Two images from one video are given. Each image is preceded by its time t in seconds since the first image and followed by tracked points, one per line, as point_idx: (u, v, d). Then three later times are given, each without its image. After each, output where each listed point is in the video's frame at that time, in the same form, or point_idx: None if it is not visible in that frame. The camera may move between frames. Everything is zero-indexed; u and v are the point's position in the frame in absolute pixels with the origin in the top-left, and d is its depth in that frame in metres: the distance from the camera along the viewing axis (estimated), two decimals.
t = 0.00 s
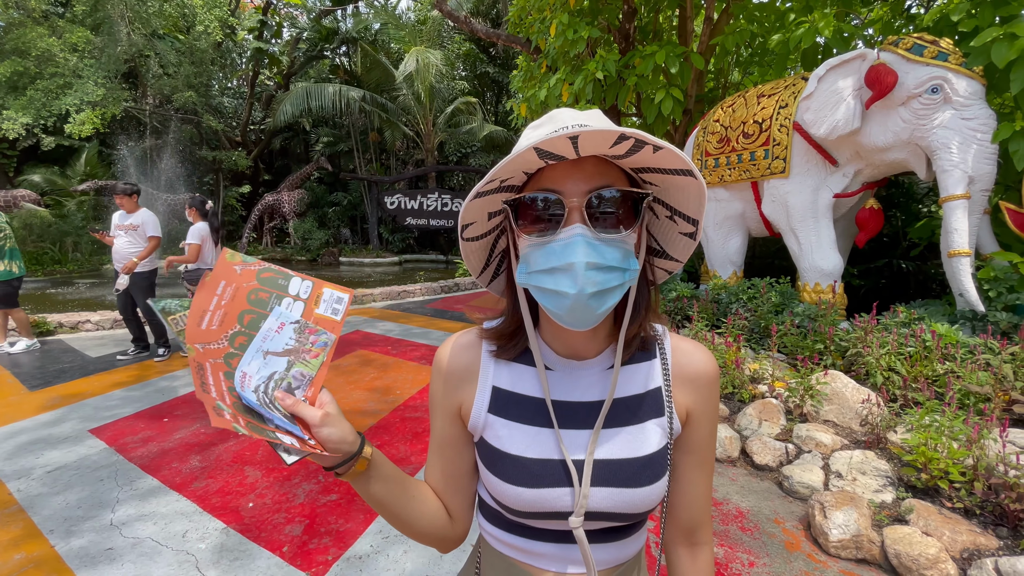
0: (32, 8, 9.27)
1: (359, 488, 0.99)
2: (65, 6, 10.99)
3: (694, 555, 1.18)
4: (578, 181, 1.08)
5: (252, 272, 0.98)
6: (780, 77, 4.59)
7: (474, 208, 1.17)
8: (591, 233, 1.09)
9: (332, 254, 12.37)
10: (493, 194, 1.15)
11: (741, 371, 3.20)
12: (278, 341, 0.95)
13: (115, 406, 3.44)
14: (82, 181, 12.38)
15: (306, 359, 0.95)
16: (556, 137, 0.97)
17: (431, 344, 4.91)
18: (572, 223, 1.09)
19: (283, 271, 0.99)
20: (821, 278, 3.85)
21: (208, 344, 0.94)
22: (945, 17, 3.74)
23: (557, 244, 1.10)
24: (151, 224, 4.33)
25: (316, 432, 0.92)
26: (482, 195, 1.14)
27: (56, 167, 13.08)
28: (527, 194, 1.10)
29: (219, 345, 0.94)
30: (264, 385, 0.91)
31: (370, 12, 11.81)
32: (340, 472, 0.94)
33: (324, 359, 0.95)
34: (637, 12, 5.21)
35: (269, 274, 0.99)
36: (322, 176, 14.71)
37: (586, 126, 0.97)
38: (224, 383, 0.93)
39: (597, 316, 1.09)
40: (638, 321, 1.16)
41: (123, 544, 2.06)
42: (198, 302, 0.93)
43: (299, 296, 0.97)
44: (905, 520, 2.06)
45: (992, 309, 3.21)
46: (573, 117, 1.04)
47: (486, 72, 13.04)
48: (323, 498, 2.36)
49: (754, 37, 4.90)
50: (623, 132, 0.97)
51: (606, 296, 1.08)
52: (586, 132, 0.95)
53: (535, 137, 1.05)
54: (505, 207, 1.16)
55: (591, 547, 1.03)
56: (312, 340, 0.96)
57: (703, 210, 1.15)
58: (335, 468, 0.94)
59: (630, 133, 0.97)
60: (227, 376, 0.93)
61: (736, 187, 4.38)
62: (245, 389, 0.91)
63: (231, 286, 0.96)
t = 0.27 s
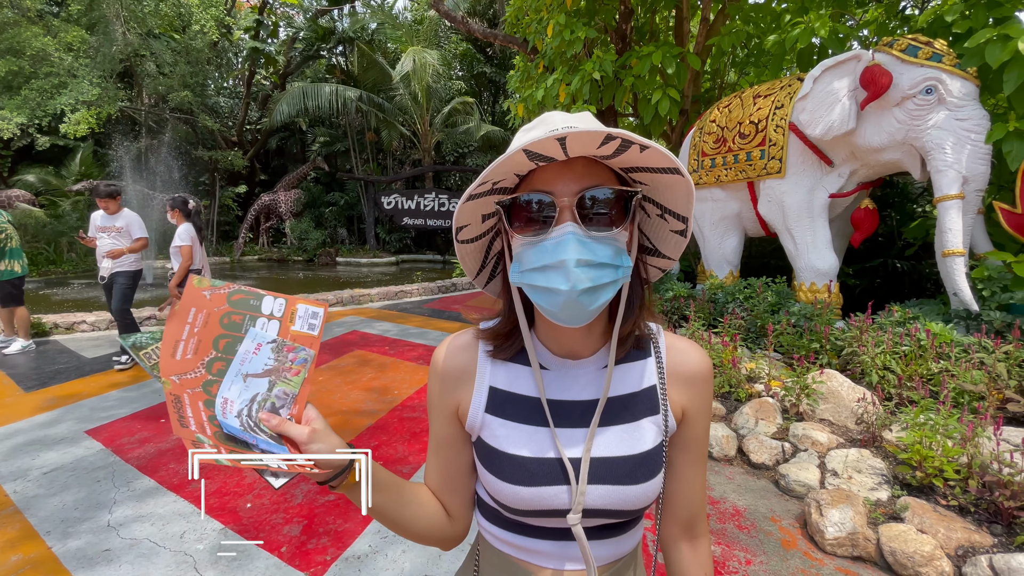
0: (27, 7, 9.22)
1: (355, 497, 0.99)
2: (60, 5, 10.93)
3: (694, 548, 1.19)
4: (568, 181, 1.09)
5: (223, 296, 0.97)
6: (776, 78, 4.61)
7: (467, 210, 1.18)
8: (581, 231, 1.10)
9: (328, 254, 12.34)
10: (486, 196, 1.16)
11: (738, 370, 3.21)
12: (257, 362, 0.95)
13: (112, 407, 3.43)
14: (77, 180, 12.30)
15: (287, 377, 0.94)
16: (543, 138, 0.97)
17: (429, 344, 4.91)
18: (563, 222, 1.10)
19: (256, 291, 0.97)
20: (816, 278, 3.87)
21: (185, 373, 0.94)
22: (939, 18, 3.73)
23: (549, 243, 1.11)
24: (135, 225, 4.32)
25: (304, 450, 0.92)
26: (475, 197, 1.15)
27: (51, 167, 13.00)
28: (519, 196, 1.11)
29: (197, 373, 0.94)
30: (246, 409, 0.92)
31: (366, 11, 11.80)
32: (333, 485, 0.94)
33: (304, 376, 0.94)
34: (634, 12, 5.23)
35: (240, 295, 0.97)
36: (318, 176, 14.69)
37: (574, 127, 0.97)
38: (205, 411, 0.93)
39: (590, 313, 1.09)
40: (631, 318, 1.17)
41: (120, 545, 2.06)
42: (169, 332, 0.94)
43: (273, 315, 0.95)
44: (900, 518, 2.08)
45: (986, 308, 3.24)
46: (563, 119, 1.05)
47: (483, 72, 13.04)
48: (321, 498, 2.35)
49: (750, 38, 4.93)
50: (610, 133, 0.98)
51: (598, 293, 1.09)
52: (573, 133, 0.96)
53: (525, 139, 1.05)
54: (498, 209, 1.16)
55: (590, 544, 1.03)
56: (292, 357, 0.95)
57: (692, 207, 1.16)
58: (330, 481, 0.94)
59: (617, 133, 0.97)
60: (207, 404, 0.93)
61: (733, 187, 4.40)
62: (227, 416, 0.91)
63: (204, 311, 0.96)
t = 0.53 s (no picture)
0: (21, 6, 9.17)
1: (359, 480, 1.01)
2: (54, 4, 10.87)
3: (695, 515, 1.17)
4: (568, 183, 1.10)
5: (275, 269, 1.03)
6: (771, 78, 4.64)
7: (469, 211, 1.18)
8: (582, 231, 1.11)
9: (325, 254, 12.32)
10: (488, 197, 1.16)
11: (734, 369, 3.24)
12: (291, 334, 0.97)
13: (109, 408, 3.42)
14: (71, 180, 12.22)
15: (317, 352, 0.97)
16: (548, 142, 0.99)
17: (426, 344, 4.91)
18: (564, 223, 1.11)
19: (305, 270, 1.04)
20: (812, 277, 3.90)
21: (228, 327, 0.98)
22: (933, 20, 3.78)
23: (550, 243, 1.11)
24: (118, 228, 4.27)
25: (318, 421, 0.93)
26: (477, 198, 1.15)
27: (45, 167, 12.91)
28: (521, 197, 1.11)
29: (238, 331, 0.97)
30: (274, 371, 0.92)
31: (363, 11, 11.78)
32: (337, 464, 0.96)
33: (333, 353, 0.97)
34: (629, 13, 5.24)
35: (290, 271, 1.03)
36: (314, 176, 14.66)
37: (577, 131, 0.99)
38: (238, 362, 0.96)
39: (590, 310, 1.11)
40: (628, 315, 1.18)
41: (119, 546, 2.06)
42: (224, 290, 0.99)
43: (316, 293, 1.01)
44: (895, 514, 2.10)
45: (979, 306, 3.27)
46: (563, 121, 1.06)
47: (479, 72, 13.04)
48: (320, 498, 2.36)
49: (745, 39, 4.95)
50: (611, 136, 1.00)
51: (597, 291, 1.10)
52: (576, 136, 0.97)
53: (526, 141, 1.06)
54: (500, 210, 1.17)
55: (591, 536, 1.05)
56: (324, 335, 0.98)
57: (688, 208, 1.18)
58: (334, 460, 0.95)
59: (618, 137, 0.99)
60: (241, 358, 0.96)
61: (729, 187, 4.42)
62: (255, 372, 0.92)
63: (256, 278, 1.00)
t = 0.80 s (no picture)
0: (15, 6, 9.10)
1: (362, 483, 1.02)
2: (48, 3, 10.80)
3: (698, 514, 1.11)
4: (561, 181, 1.11)
5: (262, 281, 1.03)
6: (767, 79, 4.67)
7: (466, 210, 1.19)
8: (577, 228, 1.12)
9: (321, 254, 12.30)
10: (484, 196, 1.17)
11: (730, 368, 3.26)
12: (286, 344, 0.99)
13: (106, 409, 3.41)
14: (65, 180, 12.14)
15: (313, 361, 0.97)
16: (542, 141, 1.00)
17: (424, 344, 4.92)
18: (559, 220, 1.12)
19: (292, 279, 1.03)
20: (807, 276, 3.93)
21: (221, 345, 1.00)
22: (927, 21, 3.81)
23: (545, 239, 1.13)
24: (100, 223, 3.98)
25: (320, 430, 0.94)
26: (474, 198, 1.16)
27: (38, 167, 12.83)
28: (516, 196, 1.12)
29: (231, 348, 0.99)
30: (273, 384, 0.95)
31: (359, 11, 11.76)
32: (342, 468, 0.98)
33: (329, 362, 0.97)
34: (626, 14, 5.26)
35: (277, 281, 1.03)
36: (310, 176, 14.62)
37: (570, 130, 1.00)
38: (236, 380, 0.99)
39: (587, 305, 1.11)
40: (621, 311, 1.19)
41: (118, 547, 2.05)
42: (212, 307, 1.00)
43: (305, 302, 1.00)
44: (890, 511, 2.12)
45: (972, 305, 3.30)
46: (556, 121, 1.08)
47: (476, 72, 13.04)
48: (319, 498, 2.36)
49: (741, 39, 4.98)
50: (604, 134, 1.01)
51: (593, 285, 1.11)
52: (570, 135, 0.99)
53: (521, 141, 1.07)
54: (496, 209, 1.18)
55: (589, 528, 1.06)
56: (318, 342, 0.99)
57: (678, 204, 1.19)
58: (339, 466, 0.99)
59: (610, 134, 1.01)
60: (238, 375, 0.98)
61: (724, 187, 4.44)
62: (254, 388, 0.95)
63: (243, 292, 1.02)
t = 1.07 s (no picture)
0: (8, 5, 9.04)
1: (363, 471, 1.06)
2: (42, 3, 10.73)
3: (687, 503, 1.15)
4: (560, 180, 1.12)
5: (258, 279, 1.02)
6: (762, 79, 4.69)
7: (466, 208, 1.20)
8: (574, 228, 1.12)
9: (318, 255, 12.26)
10: (484, 195, 1.18)
11: (727, 366, 3.27)
12: (283, 340, 0.99)
13: (102, 410, 3.39)
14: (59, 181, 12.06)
15: (309, 356, 0.98)
16: (540, 143, 1.01)
17: (422, 344, 4.92)
18: (557, 219, 1.12)
19: (287, 276, 1.02)
20: (803, 275, 3.95)
21: (219, 343, 0.98)
22: (921, 21, 3.84)
23: (544, 238, 1.13)
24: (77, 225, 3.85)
25: (319, 423, 0.97)
26: (473, 196, 1.17)
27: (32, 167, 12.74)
28: (515, 195, 1.13)
29: (229, 344, 0.98)
30: (271, 379, 0.95)
31: (355, 10, 11.74)
32: (342, 459, 1.01)
33: (326, 356, 0.98)
34: (622, 14, 5.28)
35: (273, 279, 1.03)
36: (306, 176, 14.58)
37: (568, 130, 1.01)
38: (233, 376, 0.97)
39: (584, 304, 1.13)
40: (618, 309, 1.21)
41: (116, 548, 2.05)
42: (209, 306, 0.99)
43: (302, 299, 1.00)
44: (886, 507, 2.14)
45: (966, 302, 3.33)
46: (556, 118, 1.09)
47: (472, 72, 13.04)
48: (318, 498, 2.36)
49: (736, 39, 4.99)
50: (601, 136, 1.01)
51: (591, 285, 1.12)
52: (566, 136, 1.00)
53: (520, 140, 1.08)
54: (495, 208, 1.18)
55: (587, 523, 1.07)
56: (314, 338, 0.99)
57: (676, 204, 1.19)
58: (337, 456, 1.01)
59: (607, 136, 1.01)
60: (236, 371, 0.97)
61: (721, 187, 4.46)
62: (252, 384, 0.95)
63: (240, 290, 1.00)
